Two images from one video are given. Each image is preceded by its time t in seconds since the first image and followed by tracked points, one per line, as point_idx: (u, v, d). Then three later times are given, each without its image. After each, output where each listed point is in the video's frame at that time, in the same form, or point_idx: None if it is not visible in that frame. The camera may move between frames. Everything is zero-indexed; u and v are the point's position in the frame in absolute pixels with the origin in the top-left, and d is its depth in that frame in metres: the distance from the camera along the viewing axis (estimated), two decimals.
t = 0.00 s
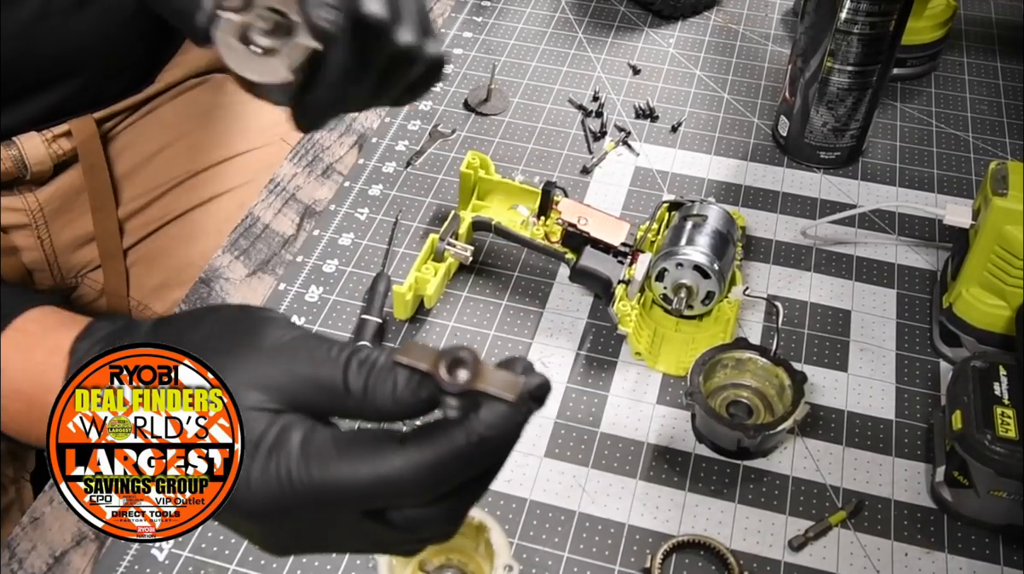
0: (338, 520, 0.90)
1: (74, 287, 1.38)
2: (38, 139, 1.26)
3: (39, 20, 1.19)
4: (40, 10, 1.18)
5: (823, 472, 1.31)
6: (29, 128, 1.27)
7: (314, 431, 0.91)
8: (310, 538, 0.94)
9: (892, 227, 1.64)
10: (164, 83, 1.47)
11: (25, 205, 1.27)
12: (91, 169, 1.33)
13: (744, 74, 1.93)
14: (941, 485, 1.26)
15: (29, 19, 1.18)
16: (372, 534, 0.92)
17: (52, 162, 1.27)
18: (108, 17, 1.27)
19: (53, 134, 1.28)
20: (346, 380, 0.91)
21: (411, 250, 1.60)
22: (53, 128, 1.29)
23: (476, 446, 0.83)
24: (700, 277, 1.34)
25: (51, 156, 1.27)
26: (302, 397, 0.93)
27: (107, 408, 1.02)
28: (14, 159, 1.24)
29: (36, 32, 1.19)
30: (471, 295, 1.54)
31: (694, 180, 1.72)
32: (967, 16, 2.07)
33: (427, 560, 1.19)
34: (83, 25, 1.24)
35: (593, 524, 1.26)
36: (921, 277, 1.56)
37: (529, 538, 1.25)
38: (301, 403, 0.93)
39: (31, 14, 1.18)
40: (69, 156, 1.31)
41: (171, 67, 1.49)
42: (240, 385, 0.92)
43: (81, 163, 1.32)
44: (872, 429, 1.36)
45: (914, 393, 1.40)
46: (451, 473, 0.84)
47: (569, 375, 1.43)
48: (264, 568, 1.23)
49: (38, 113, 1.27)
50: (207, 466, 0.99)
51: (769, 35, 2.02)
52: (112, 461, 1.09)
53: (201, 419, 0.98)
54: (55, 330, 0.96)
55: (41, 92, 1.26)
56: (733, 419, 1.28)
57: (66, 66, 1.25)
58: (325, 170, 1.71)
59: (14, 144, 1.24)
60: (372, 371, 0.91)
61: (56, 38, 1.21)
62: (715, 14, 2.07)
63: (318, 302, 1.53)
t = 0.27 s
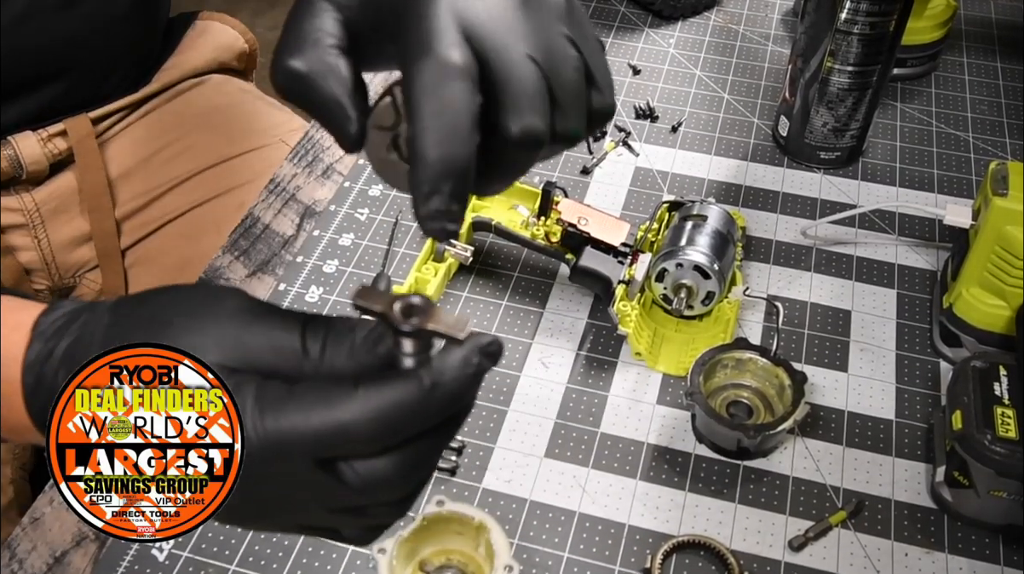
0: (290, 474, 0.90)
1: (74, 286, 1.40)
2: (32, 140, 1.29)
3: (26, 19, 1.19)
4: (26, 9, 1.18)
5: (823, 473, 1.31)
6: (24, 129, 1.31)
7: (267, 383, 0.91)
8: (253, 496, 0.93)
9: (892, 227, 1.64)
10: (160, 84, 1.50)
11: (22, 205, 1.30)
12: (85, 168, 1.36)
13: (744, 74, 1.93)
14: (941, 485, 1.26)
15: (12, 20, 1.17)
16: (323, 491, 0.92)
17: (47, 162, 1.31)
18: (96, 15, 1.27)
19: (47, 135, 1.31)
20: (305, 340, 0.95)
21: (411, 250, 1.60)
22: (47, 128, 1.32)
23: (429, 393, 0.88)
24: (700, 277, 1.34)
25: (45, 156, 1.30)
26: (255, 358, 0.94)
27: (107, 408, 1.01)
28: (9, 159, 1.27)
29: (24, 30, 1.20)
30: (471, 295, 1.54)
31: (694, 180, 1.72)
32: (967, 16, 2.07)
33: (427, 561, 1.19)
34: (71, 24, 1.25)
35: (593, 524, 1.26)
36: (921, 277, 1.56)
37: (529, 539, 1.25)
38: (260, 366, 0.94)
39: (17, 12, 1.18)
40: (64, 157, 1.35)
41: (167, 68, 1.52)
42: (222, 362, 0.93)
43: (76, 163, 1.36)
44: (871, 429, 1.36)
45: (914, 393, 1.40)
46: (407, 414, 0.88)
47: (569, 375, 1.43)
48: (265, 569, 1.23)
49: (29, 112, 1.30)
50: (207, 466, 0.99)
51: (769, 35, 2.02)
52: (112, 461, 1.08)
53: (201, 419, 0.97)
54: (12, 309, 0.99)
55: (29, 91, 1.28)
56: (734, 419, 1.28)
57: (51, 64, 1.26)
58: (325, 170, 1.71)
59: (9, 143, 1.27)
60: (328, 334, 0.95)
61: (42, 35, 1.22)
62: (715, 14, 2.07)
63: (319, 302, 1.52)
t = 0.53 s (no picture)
0: (290, 462, 0.89)
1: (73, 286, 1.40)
2: (32, 140, 1.29)
3: (25, 19, 1.18)
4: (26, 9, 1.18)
5: (823, 473, 1.31)
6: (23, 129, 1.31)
7: (266, 375, 0.90)
8: (253, 489, 0.93)
9: (892, 228, 1.64)
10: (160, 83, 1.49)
11: (21, 205, 1.30)
12: (84, 168, 1.36)
13: (744, 74, 1.93)
14: (941, 485, 1.26)
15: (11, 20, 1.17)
16: (323, 481, 0.91)
17: (46, 162, 1.31)
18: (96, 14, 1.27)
19: (47, 134, 1.31)
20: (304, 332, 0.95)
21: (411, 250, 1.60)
22: (47, 128, 1.32)
23: (430, 378, 0.88)
24: (700, 277, 1.34)
25: (44, 156, 1.30)
26: (253, 349, 0.94)
27: (107, 408, 1.01)
28: (8, 159, 1.27)
29: (23, 31, 1.19)
30: (471, 295, 1.54)
31: (694, 181, 1.72)
32: (968, 16, 2.07)
33: (427, 561, 1.19)
34: (70, 23, 1.24)
35: (594, 524, 1.26)
36: (921, 278, 1.56)
37: (529, 539, 1.25)
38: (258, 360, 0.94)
39: (15, 12, 1.17)
40: (64, 157, 1.35)
41: (168, 68, 1.51)
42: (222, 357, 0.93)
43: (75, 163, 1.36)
44: (871, 429, 1.36)
45: (914, 394, 1.40)
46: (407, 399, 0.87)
47: (570, 375, 1.43)
48: (265, 569, 1.23)
49: (28, 112, 1.29)
50: (207, 467, 0.99)
51: (770, 36, 2.02)
52: (112, 461, 1.08)
53: (201, 419, 0.97)
54: (13, 303, 0.97)
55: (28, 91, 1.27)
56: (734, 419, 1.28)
57: (50, 65, 1.26)
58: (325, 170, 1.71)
59: (9, 143, 1.27)
60: (327, 327, 0.95)
61: (41, 36, 1.21)
62: (715, 15, 2.07)
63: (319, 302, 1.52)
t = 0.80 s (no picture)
0: (290, 455, 0.89)
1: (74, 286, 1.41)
2: (32, 140, 1.29)
3: (26, 18, 1.18)
4: (27, 7, 1.17)
5: (823, 473, 1.31)
6: (23, 129, 1.31)
7: (270, 365, 0.90)
8: (254, 481, 0.92)
9: (892, 228, 1.64)
10: (160, 84, 1.49)
11: (22, 205, 1.30)
12: (85, 168, 1.36)
13: (744, 75, 1.93)
14: (941, 485, 1.26)
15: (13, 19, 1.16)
16: (324, 474, 0.91)
17: (47, 162, 1.31)
18: (95, 14, 1.27)
19: (47, 134, 1.31)
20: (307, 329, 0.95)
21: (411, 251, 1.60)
22: (47, 128, 1.32)
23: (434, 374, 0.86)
24: (700, 277, 1.34)
25: (45, 157, 1.30)
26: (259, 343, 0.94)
27: (107, 408, 1.01)
28: (9, 159, 1.27)
29: (24, 29, 1.18)
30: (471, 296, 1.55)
31: (693, 181, 1.72)
32: (967, 16, 2.07)
33: (427, 561, 1.19)
34: (70, 22, 1.24)
35: (594, 525, 1.26)
36: (921, 278, 1.56)
37: (529, 539, 1.25)
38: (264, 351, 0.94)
39: (16, 12, 1.16)
40: (64, 156, 1.35)
41: (167, 68, 1.51)
42: (223, 354, 0.92)
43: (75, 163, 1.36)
44: (871, 430, 1.36)
45: (914, 394, 1.40)
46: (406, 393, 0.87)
47: (569, 376, 1.43)
48: (264, 569, 1.23)
49: (28, 111, 1.29)
50: (207, 466, 1.01)
51: (769, 36, 2.03)
52: (112, 461, 1.09)
53: (201, 419, 0.97)
54: (12, 297, 0.97)
55: (29, 90, 1.26)
56: (734, 420, 1.28)
57: (49, 65, 1.25)
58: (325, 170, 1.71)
59: (9, 143, 1.27)
60: (330, 323, 0.96)
61: (43, 36, 1.21)
62: (714, 15, 2.07)
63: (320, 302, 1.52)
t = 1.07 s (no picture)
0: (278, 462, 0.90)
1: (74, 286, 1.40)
2: (32, 139, 1.29)
3: (26, 18, 1.17)
4: (27, 7, 1.17)
5: (823, 473, 1.31)
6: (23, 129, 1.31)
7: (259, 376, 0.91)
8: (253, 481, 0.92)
9: (892, 228, 1.64)
10: (160, 83, 1.49)
11: (22, 205, 1.30)
12: (85, 168, 1.36)
13: (744, 75, 1.93)
14: (941, 485, 1.26)
15: (14, 18, 1.16)
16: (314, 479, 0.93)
17: (47, 162, 1.31)
18: (97, 14, 1.27)
19: (48, 134, 1.32)
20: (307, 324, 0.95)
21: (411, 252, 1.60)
22: (47, 128, 1.32)
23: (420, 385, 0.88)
24: (700, 278, 1.35)
25: (45, 156, 1.31)
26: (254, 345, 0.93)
27: (107, 408, 1.02)
28: (9, 159, 1.27)
29: (24, 29, 1.18)
30: (471, 296, 1.55)
31: (693, 181, 1.72)
32: (968, 16, 2.07)
33: (427, 562, 1.19)
34: (71, 23, 1.23)
35: (594, 525, 1.26)
36: (921, 278, 1.56)
37: (529, 539, 1.25)
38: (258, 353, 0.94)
39: (16, 12, 1.16)
40: (64, 156, 1.35)
41: (167, 68, 1.51)
42: (222, 358, 0.92)
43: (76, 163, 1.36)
44: (871, 430, 1.36)
45: (914, 394, 1.40)
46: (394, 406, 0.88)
47: (569, 376, 1.43)
48: (264, 569, 1.23)
49: (28, 110, 1.29)
50: (206, 466, 0.99)
51: (769, 36, 2.03)
52: (112, 461, 1.09)
53: (201, 419, 0.98)
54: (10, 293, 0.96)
55: (29, 89, 1.26)
56: (735, 420, 1.28)
57: (50, 65, 1.25)
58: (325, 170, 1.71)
59: (9, 143, 1.28)
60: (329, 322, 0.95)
61: (44, 37, 1.21)
62: (715, 15, 2.07)
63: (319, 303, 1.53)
